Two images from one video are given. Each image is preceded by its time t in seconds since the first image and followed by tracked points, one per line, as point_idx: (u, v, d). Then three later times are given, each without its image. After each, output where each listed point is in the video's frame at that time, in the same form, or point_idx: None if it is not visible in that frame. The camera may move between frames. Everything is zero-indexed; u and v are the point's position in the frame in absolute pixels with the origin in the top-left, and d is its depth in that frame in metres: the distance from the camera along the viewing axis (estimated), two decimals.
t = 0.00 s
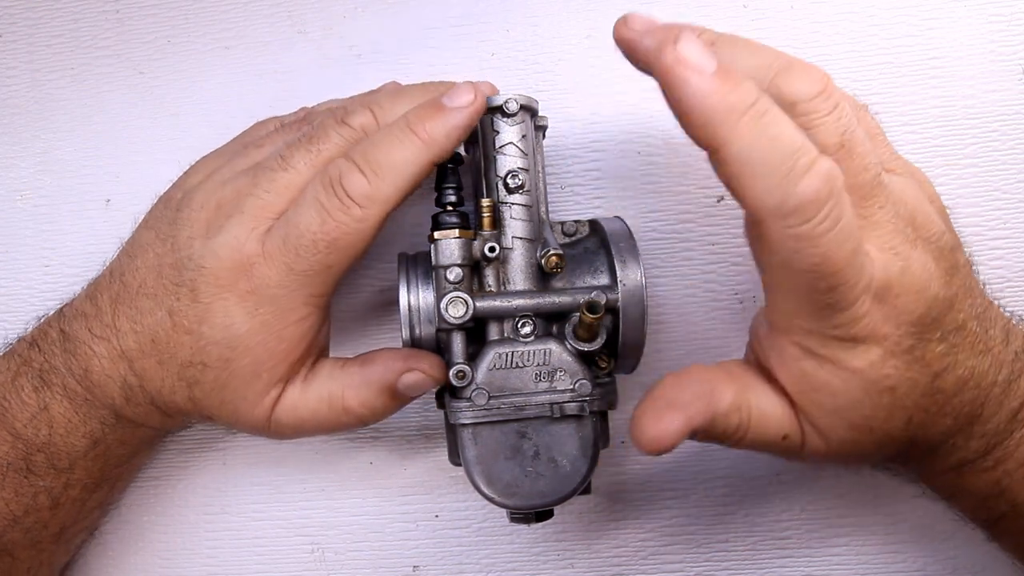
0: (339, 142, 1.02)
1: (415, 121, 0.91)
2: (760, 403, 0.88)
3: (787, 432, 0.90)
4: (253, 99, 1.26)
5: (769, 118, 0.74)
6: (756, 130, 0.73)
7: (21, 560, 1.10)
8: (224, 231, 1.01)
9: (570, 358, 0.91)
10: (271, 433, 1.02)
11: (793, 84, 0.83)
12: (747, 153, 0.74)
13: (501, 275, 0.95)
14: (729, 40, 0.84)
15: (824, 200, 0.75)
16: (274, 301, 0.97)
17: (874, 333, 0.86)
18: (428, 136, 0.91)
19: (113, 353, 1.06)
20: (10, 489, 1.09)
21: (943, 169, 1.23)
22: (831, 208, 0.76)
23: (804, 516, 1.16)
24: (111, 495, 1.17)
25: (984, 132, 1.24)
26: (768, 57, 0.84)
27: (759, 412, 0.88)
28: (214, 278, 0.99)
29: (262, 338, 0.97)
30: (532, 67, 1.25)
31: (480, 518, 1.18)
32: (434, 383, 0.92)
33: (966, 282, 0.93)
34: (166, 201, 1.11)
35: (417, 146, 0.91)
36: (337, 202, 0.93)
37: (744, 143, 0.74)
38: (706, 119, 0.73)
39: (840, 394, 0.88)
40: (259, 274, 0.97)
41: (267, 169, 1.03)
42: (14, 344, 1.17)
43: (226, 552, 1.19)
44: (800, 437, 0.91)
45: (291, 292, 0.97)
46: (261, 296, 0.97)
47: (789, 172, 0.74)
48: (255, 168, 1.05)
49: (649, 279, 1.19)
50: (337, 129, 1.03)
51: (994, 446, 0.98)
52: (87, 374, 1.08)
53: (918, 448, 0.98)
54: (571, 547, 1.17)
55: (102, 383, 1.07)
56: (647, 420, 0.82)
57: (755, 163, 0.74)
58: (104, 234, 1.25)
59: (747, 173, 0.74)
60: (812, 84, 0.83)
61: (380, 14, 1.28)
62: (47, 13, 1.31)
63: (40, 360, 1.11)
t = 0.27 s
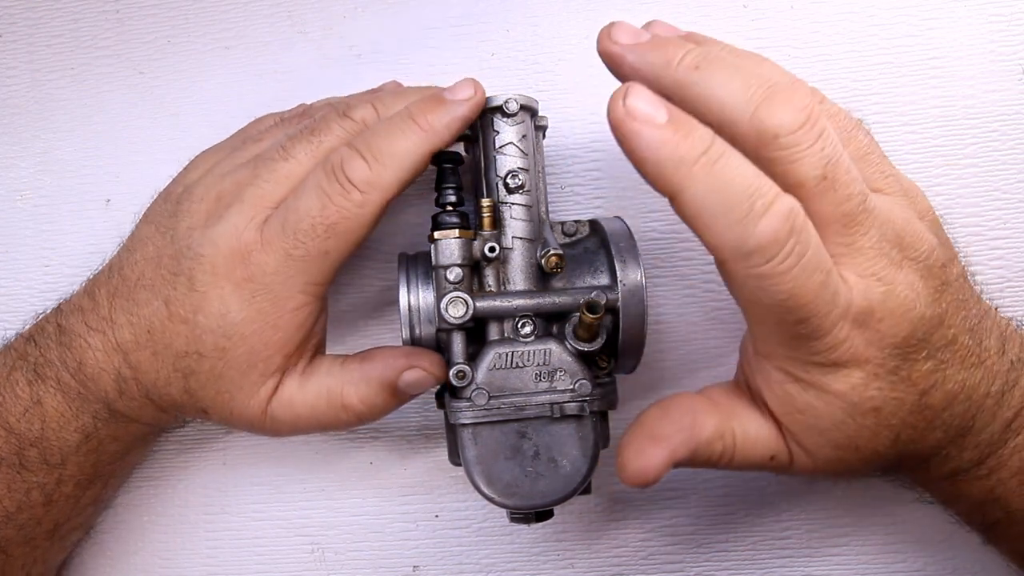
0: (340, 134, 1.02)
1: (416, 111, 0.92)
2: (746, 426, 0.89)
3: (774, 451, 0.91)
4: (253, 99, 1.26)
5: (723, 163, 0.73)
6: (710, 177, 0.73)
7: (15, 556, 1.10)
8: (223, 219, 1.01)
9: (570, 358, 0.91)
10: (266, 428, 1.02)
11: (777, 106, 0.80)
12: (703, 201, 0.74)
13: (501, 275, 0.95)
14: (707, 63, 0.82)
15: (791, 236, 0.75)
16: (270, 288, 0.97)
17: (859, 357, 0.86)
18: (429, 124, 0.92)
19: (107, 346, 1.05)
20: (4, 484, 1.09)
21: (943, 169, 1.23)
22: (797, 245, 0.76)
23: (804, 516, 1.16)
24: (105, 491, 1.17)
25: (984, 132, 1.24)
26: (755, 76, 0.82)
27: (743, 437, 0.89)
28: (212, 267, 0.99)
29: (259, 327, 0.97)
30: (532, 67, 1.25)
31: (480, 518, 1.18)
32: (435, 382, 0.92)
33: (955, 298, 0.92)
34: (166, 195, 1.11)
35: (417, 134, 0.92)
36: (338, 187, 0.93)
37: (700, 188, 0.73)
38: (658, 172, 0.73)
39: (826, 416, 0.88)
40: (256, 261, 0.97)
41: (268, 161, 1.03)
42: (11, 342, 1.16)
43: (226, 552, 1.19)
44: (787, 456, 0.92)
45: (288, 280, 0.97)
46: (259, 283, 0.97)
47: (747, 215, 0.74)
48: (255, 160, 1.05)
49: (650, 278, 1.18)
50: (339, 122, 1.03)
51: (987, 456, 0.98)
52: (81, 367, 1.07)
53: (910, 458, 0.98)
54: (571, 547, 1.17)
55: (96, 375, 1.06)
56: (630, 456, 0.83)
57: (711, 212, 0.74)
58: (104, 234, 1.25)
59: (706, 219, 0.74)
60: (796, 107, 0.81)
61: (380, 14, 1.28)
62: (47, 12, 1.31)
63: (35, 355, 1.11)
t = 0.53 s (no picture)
0: (341, 128, 1.03)
1: (416, 103, 0.94)
2: (737, 445, 0.91)
3: (768, 467, 0.93)
4: (253, 99, 1.26)
5: (690, 207, 0.73)
6: (678, 223, 0.73)
7: (12, 553, 1.09)
8: (223, 211, 1.01)
9: (569, 358, 0.91)
10: (262, 423, 1.01)
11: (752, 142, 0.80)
12: (671, 245, 0.74)
13: (501, 275, 0.95)
14: (681, 98, 0.80)
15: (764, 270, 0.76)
16: (268, 279, 0.97)
17: (845, 379, 0.86)
18: (428, 117, 0.93)
19: (105, 339, 1.04)
20: None
21: (943, 169, 1.23)
22: (771, 278, 0.76)
23: (803, 516, 1.16)
24: (101, 488, 1.16)
25: (984, 132, 1.24)
26: (729, 112, 0.81)
27: (736, 458, 0.90)
28: (211, 258, 0.99)
29: (255, 318, 0.97)
30: (532, 67, 1.25)
31: (480, 518, 1.18)
32: (435, 381, 0.92)
33: (946, 311, 0.91)
34: (167, 190, 1.11)
35: (416, 125, 0.93)
36: (338, 177, 0.95)
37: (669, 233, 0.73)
38: (627, 218, 0.73)
39: (816, 435, 0.89)
40: (254, 252, 0.98)
41: (268, 154, 1.04)
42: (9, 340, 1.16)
43: (226, 552, 1.19)
44: (781, 471, 0.93)
45: (287, 270, 0.97)
46: (257, 274, 0.97)
47: (716, 256, 0.74)
48: (256, 152, 1.06)
49: (650, 279, 1.19)
50: (339, 116, 1.04)
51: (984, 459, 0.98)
52: (78, 361, 1.06)
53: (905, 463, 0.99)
54: (571, 547, 1.17)
55: (93, 370, 1.05)
56: (624, 488, 0.86)
57: (680, 256, 0.74)
58: (104, 234, 1.25)
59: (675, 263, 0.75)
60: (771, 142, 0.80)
61: (380, 13, 1.28)
62: (47, 12, 1.31)
63: (33, 349, 1.10)
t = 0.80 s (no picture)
0: (345, 129, 1.03)
1: (419, 103, 0.94)
2: (738, 447, 0.90)
3: (769, 469, 0.93)
4: (253, 99, 1.26)
5: (686, 207, 0.75)
6: (675, 221, 0.75)
7: (14, 553, 1.09)
8: (225, 209, 1.01)
9: (569, 358, 0.91)
10: (260, 421, 1.01)
11: (749, 146, 0.81)
12: (669, 243, 0.76)
13: (501, 275, 0.95)
14: (678, 102, 0.82)
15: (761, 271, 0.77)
16: (269, 276, 0.97)
17: (845, 381, 0.86)
18: (430, 116, 0.93)
19: (104, 337, 1.04)
20: None
21: (943, 169, 1.23)
22: (769, 278, 0.77)
23: (803, 515, 1.16)
24: (101, 488, 1.16)
25: (984, 132, 1.24)
26: (726, 116, 0.82)
27: (737, 460, 0.90)
28: (211, 255, 0.99)
29: (255, 315, 0.97)
30: (532, 67, 1.25)
31: (480, 518, 1.18)
32: (435, 382, 0.92)
33: (946, 312, 0.91)
34: (170, 190, 1.11)
35: (419, 125, 0.94)
36: (340, 175, 0.95)
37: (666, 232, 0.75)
38: (626, 218, 0.76)
39: (817, 437, 0.89)
40: (255, 249, 0.97)
41: (272, 153, 1.05)
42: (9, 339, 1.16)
43: (226, 552, 1.19)
44: (782, 473, 0.93)
45: (287, 267, 0.97)
46: (258, 271, 0.97)
47: (713, 255, 0.75)
48: (260, 152, 1.06)
49: (650, 278, 1.18)
50: (343, 117, 1.05)
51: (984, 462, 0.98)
52: (77, 359, 1.06)
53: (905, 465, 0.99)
54: (571, 547, 1.17)
55: (93, 367, 1.05)
56: (626, 493, 0.86)
57: (677, 254, 0.75)
58: (104, 234, 1.25)
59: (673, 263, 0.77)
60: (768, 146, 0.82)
61: (380, 13, 1.28)
62: (47, 12, 1.31)
63: (34, 348, 1.10)
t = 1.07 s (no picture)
0: (347, 128, 1.04)
1: (420, 102, 0.95)
2: (738, 442, 0.90)
3: (770, 466, 0.93)
4: (253, 99, 1.26)
5: (689, 199, 0.75)
6: (677, 213, 0.75)
7: (11, 552, 1.09)
8: (225, 207, 1.01)
9: (569, 358, 0.91)
10: (259, 421, 1.01)
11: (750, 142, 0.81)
12: (670, 235, 0.76)
13: (501, 275, 0.95)
14: (681, 97, 0.83)
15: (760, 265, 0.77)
16: (269, 274, 0.97)
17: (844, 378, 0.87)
18: (430, 115, 0.94)
19: (103, 335, 1.04)
20: None
21: (943, 169, 1.23)
22: (769, 272, 0.77)
23: (803, 515, 1.16)
24: (99, 487, 1.16)
25: (984, 132, 1.24)
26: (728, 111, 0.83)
27: (738, 456, 0.90)
28: (211, 253, 0.99)
29: (255, 314, 0.97)
30: (532, 67, 1.25)
31: (480, 518, 1.18)
32: (434, 382, 0.92)
33: (946, 310, 0.91)
34: (170, 188, 1.11)
35: (419, 124, 0.94)
36: (341, 174, 0.95)
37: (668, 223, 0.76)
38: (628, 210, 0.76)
39: (817, 434, 0.89)
40: (256, 247, 0.98)
41: (273, 151, 1.05)
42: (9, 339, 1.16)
43: (226, 552, 1.19)
44: (783, 469, 0.93)
45: (288, 265, 0.97)
46: (258, 269, 0.97)
47: (714, 247, 0.76)
48: (261, 151, 1.06)
49: (650, 278, 1.18)
50: (345, 116, 1.05)
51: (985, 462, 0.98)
52: (76, 357, 1.06)
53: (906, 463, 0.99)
54: (571, 547, 1.17)
55: (91, 365, 1.05)
56: (625, 489, 0.86)
57: (678, 246, 0.76)
58: (104, 234, 1.25)
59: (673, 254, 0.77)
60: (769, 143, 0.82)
61: (380, 13, 1.28)
62: (47, 12, 1.31)
63: (31, 346, 1.10)
